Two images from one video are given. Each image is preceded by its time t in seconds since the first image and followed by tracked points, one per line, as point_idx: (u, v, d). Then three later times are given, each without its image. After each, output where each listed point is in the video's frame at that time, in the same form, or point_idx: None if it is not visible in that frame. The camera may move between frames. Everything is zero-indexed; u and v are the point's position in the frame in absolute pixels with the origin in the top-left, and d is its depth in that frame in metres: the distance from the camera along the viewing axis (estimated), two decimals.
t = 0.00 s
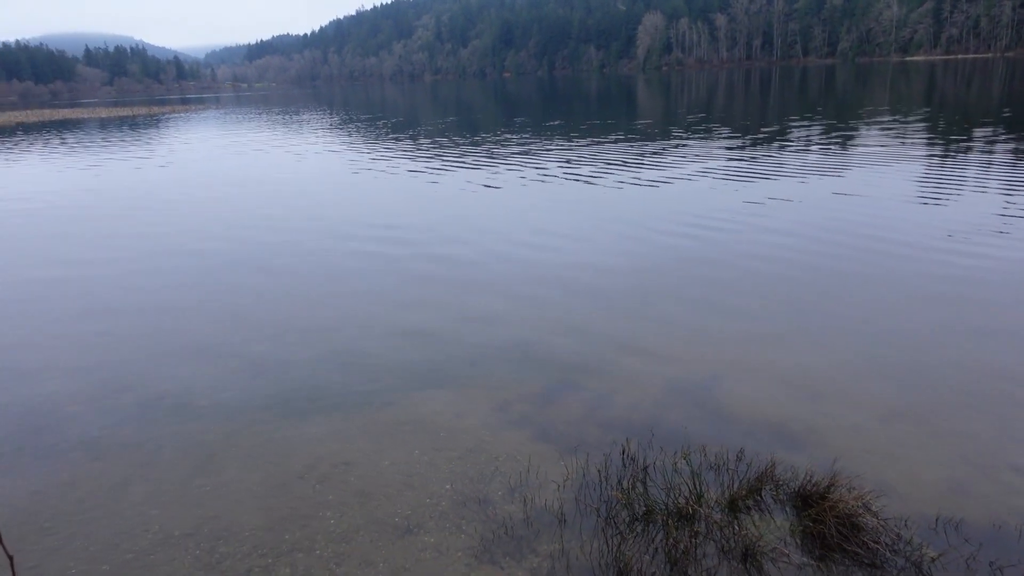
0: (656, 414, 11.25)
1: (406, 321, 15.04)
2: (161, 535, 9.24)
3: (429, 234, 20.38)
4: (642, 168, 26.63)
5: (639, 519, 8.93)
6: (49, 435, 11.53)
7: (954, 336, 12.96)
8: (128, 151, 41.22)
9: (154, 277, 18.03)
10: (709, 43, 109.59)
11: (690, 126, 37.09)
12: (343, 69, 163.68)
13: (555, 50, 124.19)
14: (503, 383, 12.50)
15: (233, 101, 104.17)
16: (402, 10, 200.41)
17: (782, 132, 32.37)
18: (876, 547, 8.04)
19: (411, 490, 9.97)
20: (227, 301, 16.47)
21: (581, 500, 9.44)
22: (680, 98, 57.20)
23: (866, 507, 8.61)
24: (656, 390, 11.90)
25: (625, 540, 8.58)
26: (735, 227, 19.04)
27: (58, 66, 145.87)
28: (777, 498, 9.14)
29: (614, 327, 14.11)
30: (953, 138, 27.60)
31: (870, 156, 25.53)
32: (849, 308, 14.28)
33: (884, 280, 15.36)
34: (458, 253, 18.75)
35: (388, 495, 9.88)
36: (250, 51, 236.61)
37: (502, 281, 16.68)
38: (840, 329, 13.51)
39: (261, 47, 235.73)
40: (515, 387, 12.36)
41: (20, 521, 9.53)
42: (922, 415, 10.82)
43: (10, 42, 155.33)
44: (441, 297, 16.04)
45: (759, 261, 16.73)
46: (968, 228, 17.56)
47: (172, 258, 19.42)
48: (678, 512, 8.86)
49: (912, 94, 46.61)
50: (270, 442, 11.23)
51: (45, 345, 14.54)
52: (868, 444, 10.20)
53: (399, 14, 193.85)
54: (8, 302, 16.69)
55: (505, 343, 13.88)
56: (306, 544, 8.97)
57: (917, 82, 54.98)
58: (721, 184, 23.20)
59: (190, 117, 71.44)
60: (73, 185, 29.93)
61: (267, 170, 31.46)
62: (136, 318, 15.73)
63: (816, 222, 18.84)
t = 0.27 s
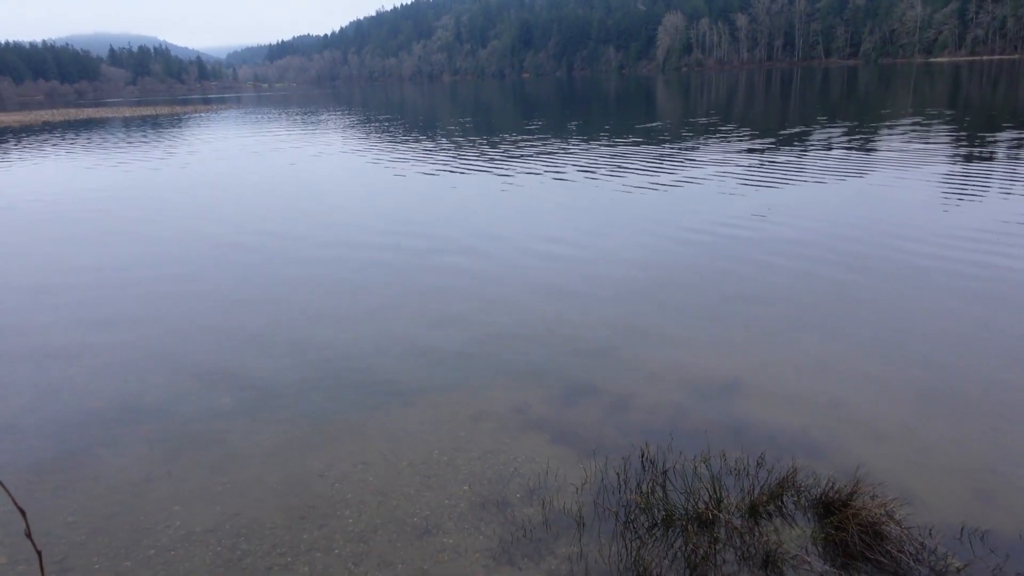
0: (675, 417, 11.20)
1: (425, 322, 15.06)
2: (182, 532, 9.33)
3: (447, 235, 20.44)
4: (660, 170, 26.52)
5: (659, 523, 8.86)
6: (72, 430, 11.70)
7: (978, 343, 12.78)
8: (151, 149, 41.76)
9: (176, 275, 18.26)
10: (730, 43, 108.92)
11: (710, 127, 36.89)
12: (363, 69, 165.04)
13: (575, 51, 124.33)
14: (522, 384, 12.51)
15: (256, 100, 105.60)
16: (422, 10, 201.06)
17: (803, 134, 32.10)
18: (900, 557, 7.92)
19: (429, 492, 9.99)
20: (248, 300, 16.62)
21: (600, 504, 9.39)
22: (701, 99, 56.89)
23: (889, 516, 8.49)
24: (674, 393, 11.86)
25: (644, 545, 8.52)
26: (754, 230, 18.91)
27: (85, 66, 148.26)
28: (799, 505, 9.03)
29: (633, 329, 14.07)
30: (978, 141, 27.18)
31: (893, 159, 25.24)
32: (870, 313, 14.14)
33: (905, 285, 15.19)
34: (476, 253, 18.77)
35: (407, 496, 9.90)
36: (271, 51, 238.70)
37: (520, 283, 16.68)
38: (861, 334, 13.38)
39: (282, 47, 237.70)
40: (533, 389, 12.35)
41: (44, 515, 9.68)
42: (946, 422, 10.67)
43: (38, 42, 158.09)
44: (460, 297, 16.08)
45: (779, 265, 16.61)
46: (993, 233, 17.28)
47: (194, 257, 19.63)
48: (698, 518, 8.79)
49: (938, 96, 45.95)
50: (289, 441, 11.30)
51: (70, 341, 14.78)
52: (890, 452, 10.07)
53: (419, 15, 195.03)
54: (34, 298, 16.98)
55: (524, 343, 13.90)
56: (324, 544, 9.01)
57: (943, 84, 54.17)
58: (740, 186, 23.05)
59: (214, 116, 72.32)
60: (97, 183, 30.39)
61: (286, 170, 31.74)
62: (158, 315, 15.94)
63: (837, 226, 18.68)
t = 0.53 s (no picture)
0: (702, 428, 11.10)
1: (450, 329, 15.11)
2: (211, 534, 9.44)
3: (472, 243, 20.54)
4: (685, 179, 26.41)
5: (686, 535, 8.77)
6: (105, 432, 11.92)
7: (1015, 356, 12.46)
8: (183, 157, 42.64)
9: (206, 281, 18.56)
10: (757, 53, 108.35)
11: (736, 136, 36.66)
12: (390, 78, 167.27)
13: (600, 60, 124.82)
14: (548, 392, 12.50)
15: (286, 108, 107.59)
16: (449, 21, 203.00)
17: (832, 143, 31.73)
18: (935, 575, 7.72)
19: (455, 499, 9.99)
20: (276, 306, 16.84)
21: (626, 515, 9.31)
22: (728, 107, 56.56)
23: (923, 532, 8.29)
24: (701, 403, 11.76)
25: (671, 557, 8.43)
26: (781, 239, 18.73)
27: (120, 77, 152.10)
28: (830, 519, 8.85)
29: (659, 339, 14.00)
30: (1013, 150, 26.61)
31: (925, 168, 24.82)
32: (902, 325, 13.90)
33: (938, 297, 14.91)
34: (501, 261, 18.82)
35: (432, 503, 9.91)
36: (300, 62, 242.55)
37: (545, 291, 16.70)
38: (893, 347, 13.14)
39: (311, 58, 241.53)
40: (559, 398, 12.30)
41: (77, 514, 9.87)
42: (981, 437, 10.42)
43: (75, 53, 162.54)
44: (485, 305, 16.13)
45: (807, 275, 16.42)
46: None
47: (224, 263, 19.98)
48: (726, 530, 8.66)
49: (973, 104, 45.02)
50: (315, 447, 11.38)
51: (104, 344, 15.09)
52: (923, 466, 9.86)
53: (445, 25, 197.03)
54: (70, 301, 17.40)
55: (550, 351, 13.89)
56: (350, 549, 9.05)
57: (980, 92, 53.05)
58: (767, 195, 22.85)
59: (245, 125, 73.82)
60: (131, 190, 31.11)
61: (314, 178, 32.18)
62: (190, 320, 16.22)
63: (866, 236, 18.42)
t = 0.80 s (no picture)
0: (734, 441, 10.96)
1: (478, 338, 15.14)
2: (243, 539, 9.53)
3: (501, 251, 20.62)
4: (715, 187, 26.22)
5: (718, 550, 8.62)
6: (141, 436, 12.14)
7: None
8: (217, 165, 43.50)
9: (239, 287, 18.87)
10: (789, 60, 107.41)
11: (767, 144, 36.31)
12: (420, 87, 169.27)
13: (630, 67, 124.92)
14: (577, 403, 12.46)
15: (319, 117, 109.50)
16: (479, 30, 204.69)
17: (865, 151, 31.25)
18: None
19: (484, 509, 9.98)
20: (308, 312, 17.05)
21: (657, 528, 9.19)
22: (759, 115, 56.03)
23: (965, 552, 8.05)
24: (733, 416, 11.62)
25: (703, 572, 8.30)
26: (813, 250, 18.48)
27: (157, 85, 155.79)
28: (867, 537, 8.62)
29: (690, 350, 13.88)
30: None
31: (962, 177, 24.32)
32: (939, 339, 13.60)
33: (976, 310, 14.56)
34: (530, 270, 18.85)
35: (461, 512, 9.90)
36: (332, 71, 246.11)
37: (573, 300, 16.68)
38: (930, 361, 12.88)
39: (342, 67, 245.01)
40: (588, 409, 12.25)
41: (112, 516, 10.04)
42: None
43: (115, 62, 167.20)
44: (514, 314, 16.16)
45: (840, 287, 16.18)
46: None
47: (256, 269, 20.27)
48: (760, 546, 8.49)
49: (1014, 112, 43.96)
50: (345, 454, 11.45)
51: (140, 349, 15.40)
52: (963, 484, 9.61)
53: (475, 33, 198.62)
54: (108, 306, 17.80)
55: (579, 361, 13.85)
56: (380, 557, 9.07)
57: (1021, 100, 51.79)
58: (798, 204, 22.58)
59: (278, 132, 75.10)
60: (166, 197, 31.78)
61: (343, 185, 32.58)
62: (223, 325, 16.49)
63: (901, 247, 18.09)
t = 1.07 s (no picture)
0: (756, 457, 10.84)
1: (500, 347, 15.16)
2: (265, 545, 9.57)
3: (522, 261, 20.67)
4: (737, 199, 26.10)
5: (742, 567, 8.44)
6: (167, 439, 12.29)
7: None
8: (242, 172, 44.19)
9: (264, 294, 19.11)
10: (814, 72, 107.01)
11: (789, 156, 36.09)
12: (444, 96, 171.03)
13: (653, 78, 125.23)
14: (598, 414, 12.43)
15: (346, 126, 111.14)
16: (503, 40, 206.49)
17: (891, 164, 30.94)
18: None
19: (505, 520, 9.94)
20: (332, 319, 17.21)
21: (679, 543, 9.06)
22: (783, 127, 55.72)
23: None
24: (756, 431, 11.51)
25: None
26: (837, 263, 18.30)
27: (187, 93, 158.95)
28: (894, 558, 8.38)
29: (712, 363, 13.79)
30: None
31: (991, 192, 23.96)
32: (968, 356, 13.39)
33: (1006, 327, 14.30)
34: (552, 280, 18.87)
35: (482, 523, 9.88)
36: (357, 80, 249.29)
37: (594, 311, 16.66)
38: (959, 379, 12.66)
39: (367, 77, 248.05)
40: (610, 421, 12.20)
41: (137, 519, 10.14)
42: None
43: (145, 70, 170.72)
44: (535, 324, 16.17)
45: (865, 301, 15.99)
46: None
47: (281, 276, 20.52)
48: (783, 564, 8.30)
49: None
50: (367, 462, 11.49)
51: (166, 353, 15.61)
52: (994, 505, 9.40)
53: (498, 44, 200.29)
54: (137, 311, 18.13)
55: (600, 373, 13.82)
56: (401, 566, 9.07)
57: None
58: (822, 217, 22.39)
59: (305, 140, 76.22)
60: (193, 203, 32.34)
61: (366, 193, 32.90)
62: (248, 331, 16.69)
63: (927, 261, 17.85)
